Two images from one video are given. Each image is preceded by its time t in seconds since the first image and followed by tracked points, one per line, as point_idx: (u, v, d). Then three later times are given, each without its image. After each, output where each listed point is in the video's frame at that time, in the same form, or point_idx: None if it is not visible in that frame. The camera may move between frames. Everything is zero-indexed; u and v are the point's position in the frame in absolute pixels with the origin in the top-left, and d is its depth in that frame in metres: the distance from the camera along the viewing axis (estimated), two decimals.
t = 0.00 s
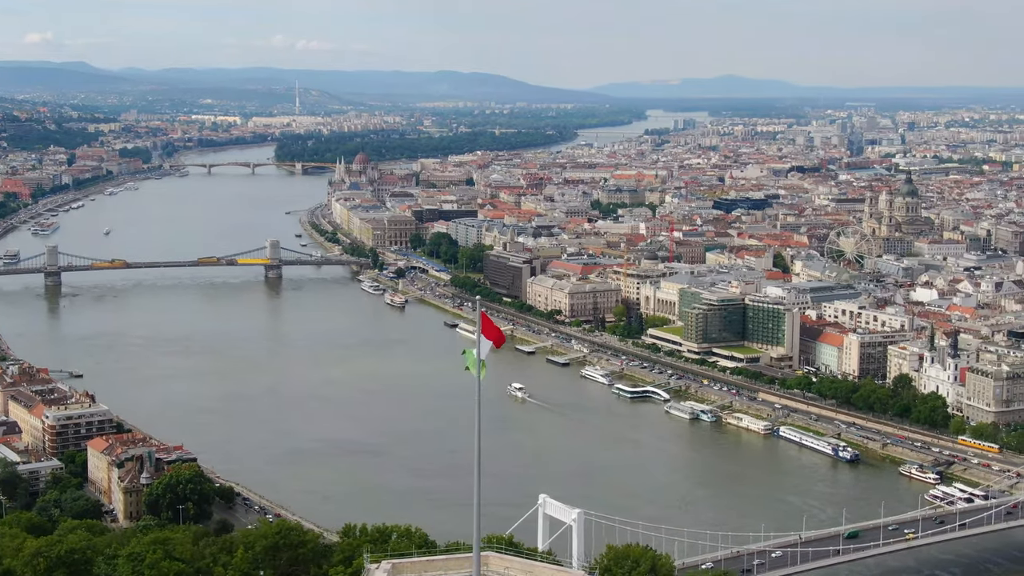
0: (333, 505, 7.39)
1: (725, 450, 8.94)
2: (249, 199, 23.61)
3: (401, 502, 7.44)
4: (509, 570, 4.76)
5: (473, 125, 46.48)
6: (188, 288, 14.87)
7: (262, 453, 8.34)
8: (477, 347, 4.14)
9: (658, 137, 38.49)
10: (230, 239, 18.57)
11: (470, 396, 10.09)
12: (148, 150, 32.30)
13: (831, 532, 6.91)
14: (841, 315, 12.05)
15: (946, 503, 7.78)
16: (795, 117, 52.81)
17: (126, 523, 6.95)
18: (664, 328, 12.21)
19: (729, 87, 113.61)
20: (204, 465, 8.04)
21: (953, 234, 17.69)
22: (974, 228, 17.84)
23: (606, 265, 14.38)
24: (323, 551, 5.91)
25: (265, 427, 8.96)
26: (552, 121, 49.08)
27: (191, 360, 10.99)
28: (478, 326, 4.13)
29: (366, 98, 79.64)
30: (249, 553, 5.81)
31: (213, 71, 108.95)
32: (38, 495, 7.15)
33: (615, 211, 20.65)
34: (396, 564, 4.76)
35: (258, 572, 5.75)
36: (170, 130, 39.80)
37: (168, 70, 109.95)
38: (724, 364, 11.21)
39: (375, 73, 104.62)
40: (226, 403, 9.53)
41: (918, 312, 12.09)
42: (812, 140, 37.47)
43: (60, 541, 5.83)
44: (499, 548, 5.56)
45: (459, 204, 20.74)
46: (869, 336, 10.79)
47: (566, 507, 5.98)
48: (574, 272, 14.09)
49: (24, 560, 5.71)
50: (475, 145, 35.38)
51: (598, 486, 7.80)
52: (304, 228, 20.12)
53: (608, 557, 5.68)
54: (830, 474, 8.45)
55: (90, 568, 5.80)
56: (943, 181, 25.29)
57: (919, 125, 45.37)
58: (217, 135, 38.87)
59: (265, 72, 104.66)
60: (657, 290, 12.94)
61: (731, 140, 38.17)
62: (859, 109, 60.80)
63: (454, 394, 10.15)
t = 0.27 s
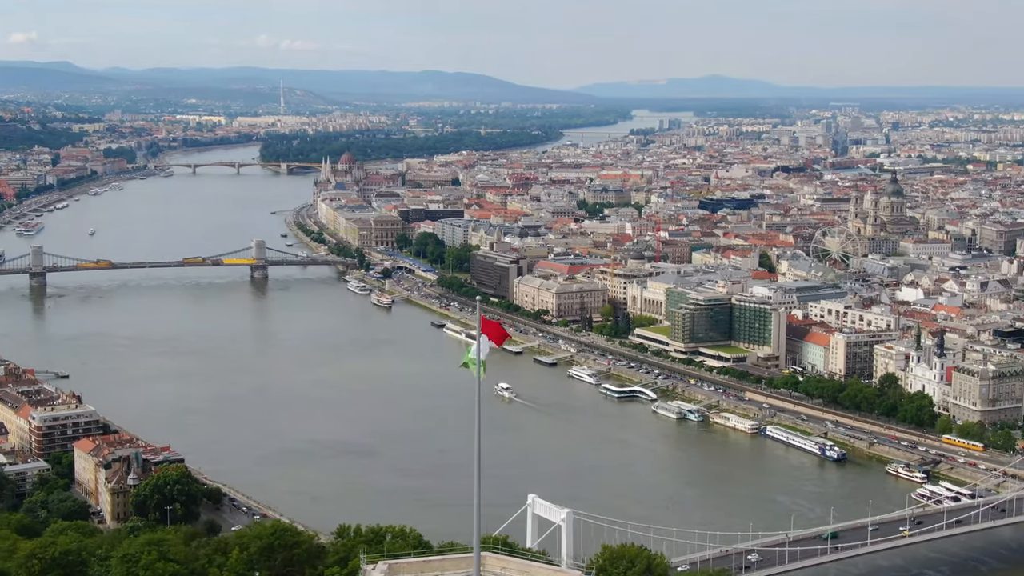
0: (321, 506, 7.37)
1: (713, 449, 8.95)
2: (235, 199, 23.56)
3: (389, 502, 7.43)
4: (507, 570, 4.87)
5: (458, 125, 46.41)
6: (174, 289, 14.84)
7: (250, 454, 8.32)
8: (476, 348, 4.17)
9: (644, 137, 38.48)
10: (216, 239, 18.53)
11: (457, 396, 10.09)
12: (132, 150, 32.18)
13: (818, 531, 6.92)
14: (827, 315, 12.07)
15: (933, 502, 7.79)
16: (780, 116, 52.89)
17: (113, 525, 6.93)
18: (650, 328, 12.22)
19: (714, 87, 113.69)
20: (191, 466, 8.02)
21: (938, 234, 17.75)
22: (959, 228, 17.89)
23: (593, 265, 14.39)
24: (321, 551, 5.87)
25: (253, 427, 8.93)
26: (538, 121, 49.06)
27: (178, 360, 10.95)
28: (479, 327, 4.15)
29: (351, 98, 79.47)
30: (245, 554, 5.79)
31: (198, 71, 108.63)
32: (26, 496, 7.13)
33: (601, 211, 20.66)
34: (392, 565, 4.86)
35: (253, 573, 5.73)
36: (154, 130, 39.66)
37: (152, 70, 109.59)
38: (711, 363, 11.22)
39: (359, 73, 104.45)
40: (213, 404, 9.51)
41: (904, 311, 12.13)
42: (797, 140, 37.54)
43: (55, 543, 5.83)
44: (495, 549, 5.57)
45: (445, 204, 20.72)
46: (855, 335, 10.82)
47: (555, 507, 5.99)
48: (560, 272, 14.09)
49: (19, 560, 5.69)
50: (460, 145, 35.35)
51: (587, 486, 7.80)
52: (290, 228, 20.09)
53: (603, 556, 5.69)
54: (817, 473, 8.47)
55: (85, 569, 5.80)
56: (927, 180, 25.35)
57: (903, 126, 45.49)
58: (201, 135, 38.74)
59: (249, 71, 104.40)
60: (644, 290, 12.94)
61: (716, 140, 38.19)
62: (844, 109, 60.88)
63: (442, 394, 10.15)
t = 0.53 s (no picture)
0: (308, 506, 7.36)
1: (700, 448, 8.96)
2: (220, 199, 23.50)
3: (378, 502, 7.42)
4: (504, 570, 4.88)
5: (444, 125, 46.36)
6: (160, 289, 14.81)
7: (237, 455, 8.30)
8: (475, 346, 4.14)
9: (629, 137, 38.48)
10: (201, 239, 18.49)
11: (443, 396, 10.08)
12: (116, 150, 32.08)
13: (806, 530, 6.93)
14: (813, 314, 12.09)
15: (920, 500, 7.82)
16: (765, 116, 52.99)
17: (101, 525, 6.91)
18: (637, 328, 12.23)
19: (699, 87, 113.77)
20: (178, 467, 8.00)
21: (923, 234, 17.80)
22: (944, 227, 17.94)
23: (580, 264, 14.39)
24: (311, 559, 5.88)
25: (240, 428, 8.92)
26: (523, 121, 49.05)
27: (163, 361, 10.93)
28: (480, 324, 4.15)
29: (335, 98, 79.31)
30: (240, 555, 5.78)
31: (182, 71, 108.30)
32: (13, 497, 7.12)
33: (587, 211, 20.66)
34: (389, 565, 4.87)
35: (249, 573, 5.76)
36: (138, 130, 39.53)
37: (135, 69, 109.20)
38: (698, 363, 11.23)
39: (344, 73, 104.30)
40: (200, 404, 9.48)
41: (890, 310, 12.16)
42: (782, 139, 37.62)
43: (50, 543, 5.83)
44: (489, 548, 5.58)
45: (431, 203, 20.70)
46: (841, 334, 10.84)
47: (544, 506, 6.00)
48: (547, 272, 14.09)
49: (13, 562, 5.69)
50: (446, 145, 35.33)
51: (575, 485, 7.80)
52: (275, 228, 20.05)
53: (599, 556, 5.67)
54: (804, 472, 8.48)
55: (80, 570, 5.80)
56: (912, 180, 25.41)
57: (888, 125, 45.55)
58: (186, 135, 38.63)
59: (234, 71, 104.14)
60: (631, 289, 12.95)
61: (701, 140, 38.22)
62: (829, 109, 60.96)
63: (429, 394, 10.14)
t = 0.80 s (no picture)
0: (296, 506, 7.35)
1: (687, 448, 8.97)
2: (205, 199, 23.44)
3: (365, 502, 7.42)
4: (501, 570, 4.88)
5: (429, 125, 46.32)
6: (145, 289, 14.77)
7: (224, 455, 8.28)
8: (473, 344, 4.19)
9: (615, 137, 38.48)
10: (187, 239, 18.45)
11: (430, 397, 10.07)
12: (101, 150, 31.98)
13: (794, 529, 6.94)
14: (800, 314, 12.12)
15: (907, 500, 7.84)
16: (750, 116, 53.14)
17: (88, 527, 6.88)
18: (624, 328, 12.24)
19: (684, 87, 113.89)
20: (165, 468, 7.97)
21: (908, 233, 17.86)
22: (929, 227, 18.01)
23: (566, 265, 14.40)
24: (310, 556, 5.84)
25: (227, 429, 8.89)
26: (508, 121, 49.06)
27: (150, 362, 10.89)
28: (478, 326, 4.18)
29: (320, 98, 79.16)
30: (236, 557, 5.76)
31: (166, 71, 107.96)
32: None
33: (573, 211, 20.66)
34: (386, 565, 4.87)
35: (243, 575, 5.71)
36: (122, 130, 39.39)
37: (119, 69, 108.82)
38: (685, 362, 11.24)
39: (328, 72, 104.17)
40: (186, 405, 9.45)
41: (876, 310, 12.19)
42: (767, 139, 37.72)
43: (45, 545, 5.81)
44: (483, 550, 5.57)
45: (417, 203, 20.69)
46: (827, 334, 10.86)
47: (533, 506, 6.01)
48: (534, 272, 14.10)
49: (6, 563, 5.66)
50: (432, 145, 35.33)
51: (564, 485, 7.80)
52: (261, 228, 20.01)
53: (593, 556, 5.67)
54: (791, 472, 8.49)
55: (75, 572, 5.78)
56: (897, 179, 25.49)
57: (872, 126, 45.64)
58: (170, 135, 38.52)
59: (218, 70, 103.89)
60: (618, 289, 12.96)
61: (687, 140, 38.26)
62: (813, 109, 61.10)
63: (416, 394, 10.14)
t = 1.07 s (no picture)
0: (285, 507, 7.33)
1: (674, 447, 8.98)
2: (190, 199, 23.39)
3: (353, 502, 7.41)
4: (498, 570, 4.86)
5: (415, 125, 46.25)
6: (131, 289, 14.73)
7: (212, 456, 8.26)
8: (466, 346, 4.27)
9: (600, 137, 38.45)
10: (172, 239, 18.41)
11: (418, 397, 10.06)
12: (85, 150, 31.87)
13: (783, 528, 6.96)
14: (786, 313, 12.14)
15: (894, 498, 7.86)
16: (735, 116, 53.21)
17: (75, 527, 6.85)
18: (611, 327, 12.25)
19: (669, 87, 113.95)
20: (153, 468, 7.95)
21: (893, 232, 17.90)
22: (915, 227, 18.07)
23: (553, 264, 14.40)
24: (304, 557, 5.82)
25: (215, 429, 8.87)
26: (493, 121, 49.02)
27: (136, 362, 10.86)
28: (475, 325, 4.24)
29: (305, 97, 78.98)
30: (231, 557, 5.74)
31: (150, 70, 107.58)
32: None
33: (559, 210, 20.66)
34: (382, 566, 4.88)
35: None
36: (106, 130, 39.25)
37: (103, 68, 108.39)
38: (672, 362, 11.25)
39: (312, 72, 103.90)
40: (173, 405, 9.43)
41: (862, 309, 12.22)
42: (752, 139, 37.77)
43: (39, 546, 5.79)
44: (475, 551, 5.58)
45: (403, 203, 20.66)
46: (814, 333, 10.88)
47: (521, 506, 6.02)
48: (520, 272, 14.10)
49: None
50: (417, 145, 35.28)
51: (552, 485, 7.80)
52: (246, 228, 19.97)
53: (589, 555, 5.68)
54: (779, 471, 8.51)
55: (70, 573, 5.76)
56: (882, 178, 25.55)
57: (856, 125, 45.69)
58: (155, 135, 38.39)
59: (203, 70, 103.59)
60: (604, 289, 12.97)
61: (672, 140, 38.28)
62: (798, 109, 61.16)
63: (403, 394, 10.13)
